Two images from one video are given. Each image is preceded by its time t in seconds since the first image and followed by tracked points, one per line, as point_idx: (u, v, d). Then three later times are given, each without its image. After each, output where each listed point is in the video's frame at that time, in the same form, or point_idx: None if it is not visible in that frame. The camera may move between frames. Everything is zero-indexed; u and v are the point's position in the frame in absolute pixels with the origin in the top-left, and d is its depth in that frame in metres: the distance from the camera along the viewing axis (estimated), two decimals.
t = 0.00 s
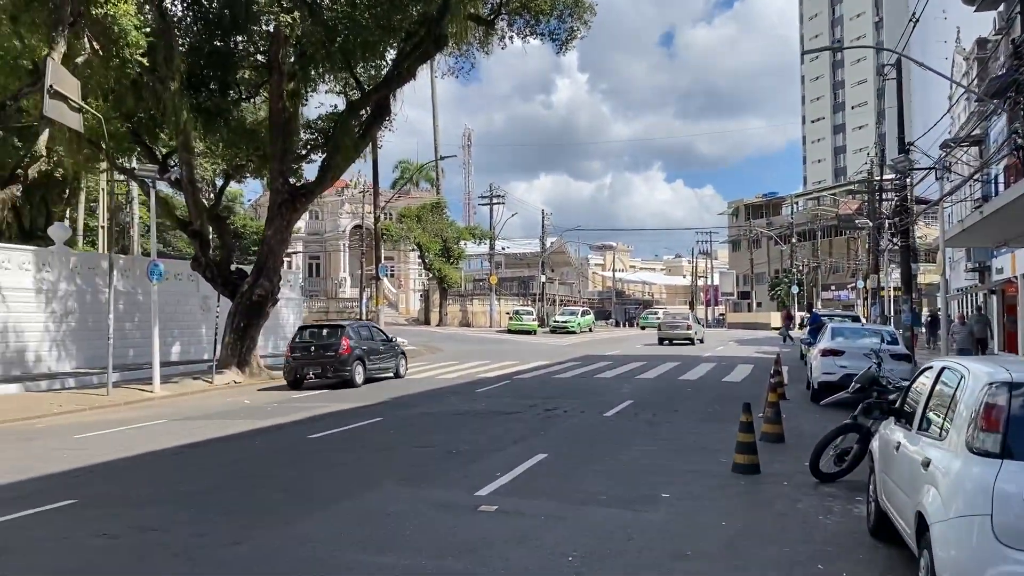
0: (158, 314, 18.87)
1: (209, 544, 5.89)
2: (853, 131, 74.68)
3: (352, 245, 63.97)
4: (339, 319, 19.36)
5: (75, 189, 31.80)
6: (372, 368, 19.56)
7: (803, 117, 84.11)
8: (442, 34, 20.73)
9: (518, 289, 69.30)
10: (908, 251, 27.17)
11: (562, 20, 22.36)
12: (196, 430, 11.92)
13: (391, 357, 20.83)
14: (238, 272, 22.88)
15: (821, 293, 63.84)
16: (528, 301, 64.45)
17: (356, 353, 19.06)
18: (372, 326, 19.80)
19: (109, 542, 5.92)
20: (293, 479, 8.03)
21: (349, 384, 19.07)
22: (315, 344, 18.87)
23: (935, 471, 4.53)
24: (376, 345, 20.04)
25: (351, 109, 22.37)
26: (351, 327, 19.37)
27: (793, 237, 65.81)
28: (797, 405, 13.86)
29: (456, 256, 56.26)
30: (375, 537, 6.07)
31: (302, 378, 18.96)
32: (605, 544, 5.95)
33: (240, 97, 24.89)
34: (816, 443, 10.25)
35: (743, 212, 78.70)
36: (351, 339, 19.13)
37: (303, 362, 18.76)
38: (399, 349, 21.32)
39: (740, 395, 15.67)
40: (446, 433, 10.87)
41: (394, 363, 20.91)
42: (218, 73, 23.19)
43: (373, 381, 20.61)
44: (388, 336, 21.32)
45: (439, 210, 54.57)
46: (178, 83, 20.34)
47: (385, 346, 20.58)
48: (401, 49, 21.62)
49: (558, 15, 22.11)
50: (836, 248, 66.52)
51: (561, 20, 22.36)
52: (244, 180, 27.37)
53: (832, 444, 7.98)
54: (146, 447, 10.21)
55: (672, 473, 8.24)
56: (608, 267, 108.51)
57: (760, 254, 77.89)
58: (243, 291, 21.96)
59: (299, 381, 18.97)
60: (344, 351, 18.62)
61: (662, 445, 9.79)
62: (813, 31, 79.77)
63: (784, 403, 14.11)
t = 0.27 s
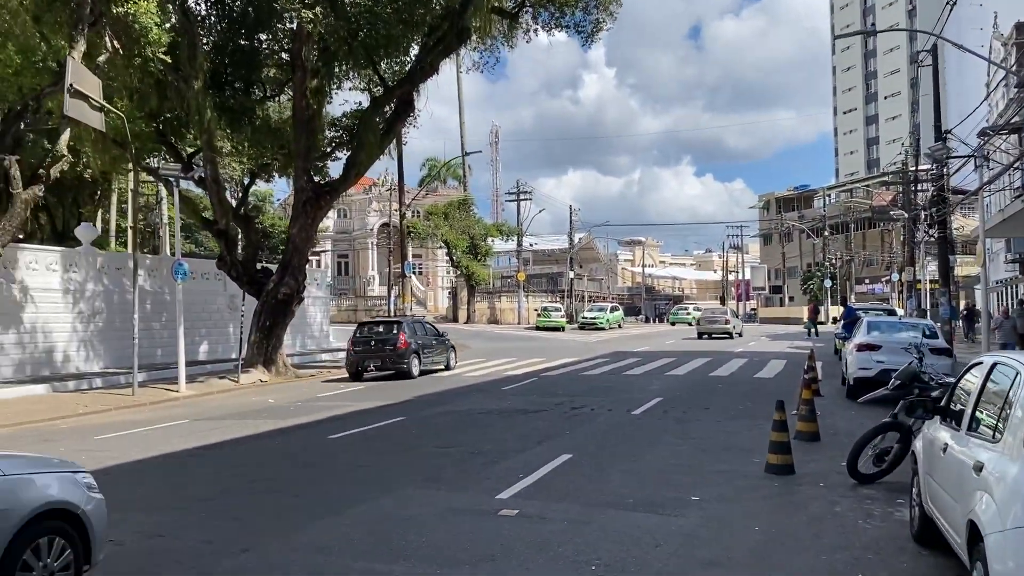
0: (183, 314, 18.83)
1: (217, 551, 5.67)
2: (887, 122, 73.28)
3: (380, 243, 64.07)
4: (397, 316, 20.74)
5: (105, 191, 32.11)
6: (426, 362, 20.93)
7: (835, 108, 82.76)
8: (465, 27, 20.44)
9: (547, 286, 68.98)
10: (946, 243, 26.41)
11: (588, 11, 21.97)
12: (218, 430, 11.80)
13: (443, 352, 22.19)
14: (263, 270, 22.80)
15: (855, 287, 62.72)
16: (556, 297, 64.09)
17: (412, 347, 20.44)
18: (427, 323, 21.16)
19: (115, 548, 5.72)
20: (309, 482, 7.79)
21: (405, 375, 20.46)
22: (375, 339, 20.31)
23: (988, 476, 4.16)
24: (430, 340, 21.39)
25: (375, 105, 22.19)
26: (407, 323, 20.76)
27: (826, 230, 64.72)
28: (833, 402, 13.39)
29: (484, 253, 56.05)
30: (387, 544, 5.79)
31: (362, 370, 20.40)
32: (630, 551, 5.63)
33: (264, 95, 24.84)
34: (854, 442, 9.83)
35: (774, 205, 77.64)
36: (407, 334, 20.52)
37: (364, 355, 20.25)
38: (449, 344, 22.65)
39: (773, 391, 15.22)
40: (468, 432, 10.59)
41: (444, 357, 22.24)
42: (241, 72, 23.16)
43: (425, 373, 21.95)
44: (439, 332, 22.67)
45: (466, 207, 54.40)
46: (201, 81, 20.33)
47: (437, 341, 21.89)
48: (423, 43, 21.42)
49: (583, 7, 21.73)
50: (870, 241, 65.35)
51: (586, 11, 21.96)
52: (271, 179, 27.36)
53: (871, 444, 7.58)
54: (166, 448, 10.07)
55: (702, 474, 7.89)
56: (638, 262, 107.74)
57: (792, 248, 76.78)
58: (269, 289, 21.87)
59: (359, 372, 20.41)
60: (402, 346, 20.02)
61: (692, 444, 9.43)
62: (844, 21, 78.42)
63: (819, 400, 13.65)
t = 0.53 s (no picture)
0: (199, 308, 18.73)
1: (218, 554, 5.47)
2: (912, 108, 72.12)
3: (400, 236, 64.00)
4: (439, 307, 21.78)
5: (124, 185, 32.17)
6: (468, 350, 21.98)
7: (859, 95, 81.59)
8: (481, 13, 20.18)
9: (567, 278, 68.63)
10: (975, 230, 25.81)
11: None
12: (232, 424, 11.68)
13: (482, 340, 23.29)
14: (280, 263, 22.65)
15: (880, 277, 61.83)
16: (577, 289, 63.73)
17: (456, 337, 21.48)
18: (467, 313, 22.24)
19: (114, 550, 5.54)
20: (318, 479, 7.60)
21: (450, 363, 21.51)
22: (420, 329, 21.34)
23: None
24: (470, 330, 22.60)
25: (390, 96, 21.95)
26: (449, 313, 21.82)
27: (850, 219, 63.82)
28: (859, 393, 13.02)
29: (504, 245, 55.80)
30: (393, 546, 5.56)
31: (409, 359, 21.38)
32: (648, 553, 5.37)
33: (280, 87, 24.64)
34: (884, 436, 9.48)
35: (797, 194, 76.73)
36: (450, 324, 21.55)
37: (411, 344, 21.20)
38: (487, 333, 23.75)
39: (797, 383, 14.86)
40: (483, 426, 10.36)
41: (483, 345, 23.30)
42: (257, 64, 22.99)
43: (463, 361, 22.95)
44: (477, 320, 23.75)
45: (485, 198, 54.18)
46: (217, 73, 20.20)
47: (476, 329, 23.03)
48: (439, 32, 21.23)
49: None
50: (895, 230, 64.38)
51: None
52: (288, 172, 27.26)
53: (903, 438, 7.23)
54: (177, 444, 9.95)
55: (724, 470, 7.60)
56: (659, 253, 107.05)
57: (815, 237, 75.86)
58: (286, 282, 21.73)
59: (406, 361, 21.42)
60: (446, 335, 21.08)
61: (714, 439, 9.14)
62: (868, 7, 77.23)
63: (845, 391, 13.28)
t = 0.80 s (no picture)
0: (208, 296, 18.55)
1: (206, 554, 5.23)
2: (933, 92, 70.97)
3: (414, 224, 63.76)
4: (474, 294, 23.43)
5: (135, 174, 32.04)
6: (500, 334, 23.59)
7: (879, 79, 80.41)
8: None
9: (582, 266, 68.23)
10: (999, 215, 25.22)
11: None
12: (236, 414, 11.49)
13: (512, 326, 24.83)
14: (290, 252, 22.45)
15: (900, 264, 60.99)
16: (591, 277, 63.29)
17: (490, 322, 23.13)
18: (499, 300, 23.82)
19: (98, 551, 5.32)
20: (317, 473, 7.36)
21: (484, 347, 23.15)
22: (456, 314, 23.01)
23: None
24: (503, 316, 24.00)
25: (400, 81, 21.64)
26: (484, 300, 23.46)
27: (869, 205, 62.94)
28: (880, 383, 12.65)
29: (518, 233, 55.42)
30: (390, 545, 5.30)
31: (445, 343, 23.04)
32: (656, 553, 5.08)
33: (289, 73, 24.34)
34: (907, 427, 9.13)
35: (815, 180, 75.82)
36: (484, 310, 23.19)
37: (448, 329, 22.86)
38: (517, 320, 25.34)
39: (816, 371, 14.50)
40: (491, 417, 10.09)
41: (512, 331, 24.85)
42: (265, 49, 22.72)
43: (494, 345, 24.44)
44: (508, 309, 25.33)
45: (499, 186, 53.81)
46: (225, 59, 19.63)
47: (507, 317, 24.60)
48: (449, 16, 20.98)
49: None
50: (914, 216, 63.52)
51: None
52: (299, 160, 27.03)
53: (927, 430, 6.89)
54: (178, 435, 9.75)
55: (739, 463, 7.30)
56: (675, 241, 106.28)
57: (833, 224, 74.98)
58: (296, 271, 21.53)
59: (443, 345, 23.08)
60: (481, 320, 22.74)
61: (728, 430, 8.83)
62: None
63: (864, 381, 12.92)
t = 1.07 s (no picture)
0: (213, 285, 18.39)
1: (186, 551, 5.02)
2: (949, 79, 70.10)
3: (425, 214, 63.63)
4: (502, 282, 24.66)
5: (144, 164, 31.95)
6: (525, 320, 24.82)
7: (894, 66, 79.53)
8: None
9: (593, 256, 67.88)
10: (1017, 202, 24.77)
11: None
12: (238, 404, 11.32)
13: (535, 314, 25.96)
14: (296, 240, 22.28)
15: (915, 252, 60.31)
16: (603, 266, 62.98)
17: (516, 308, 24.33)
18: (525, 288, 25.06)
19: (75, 548, 5.12)
20: (312, 466, 7.16)
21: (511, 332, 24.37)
22: (484, 301, 24.25)
23: None
24: (528, 303, 25.20)
25: (405, 67, 21.42)
26: (511, 288, 24.66)
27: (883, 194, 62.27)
28: (894, 374, 12.36)
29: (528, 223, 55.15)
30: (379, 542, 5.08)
31: (474, 328, 24.31)
32: (657, 552, 4.84)
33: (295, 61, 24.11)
34: (923, 420, 8.85)
35: (829, 169, 75.14)
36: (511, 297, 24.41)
37: (477, 315, 24.11)
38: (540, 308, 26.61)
39: (828, 362, 14.20)
40: (495, 409, 9.88)
41: (535, 318, 26.07)
42: (270, 36, 22.50)
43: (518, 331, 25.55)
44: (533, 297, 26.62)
45: (509, 175, 53.55)
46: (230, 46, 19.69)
47: (532, 304, 25.85)
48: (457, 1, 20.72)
49: None
50: (930, 204, 62.80)
51: None
52: (307, 149, 26.89)
53: (944, 424, 6.61)
54: (176, 426, 9.58)
55: (747, 457, 7.04)
56: (687, 230, 105.77)
57: (847, 213, 74.31)
58: (302, 260, 21.37)
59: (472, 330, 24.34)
60: (507, 306, 23.95)
61: (738, 423, 8.57)
62: None
63: (878, 371, 12.63)
